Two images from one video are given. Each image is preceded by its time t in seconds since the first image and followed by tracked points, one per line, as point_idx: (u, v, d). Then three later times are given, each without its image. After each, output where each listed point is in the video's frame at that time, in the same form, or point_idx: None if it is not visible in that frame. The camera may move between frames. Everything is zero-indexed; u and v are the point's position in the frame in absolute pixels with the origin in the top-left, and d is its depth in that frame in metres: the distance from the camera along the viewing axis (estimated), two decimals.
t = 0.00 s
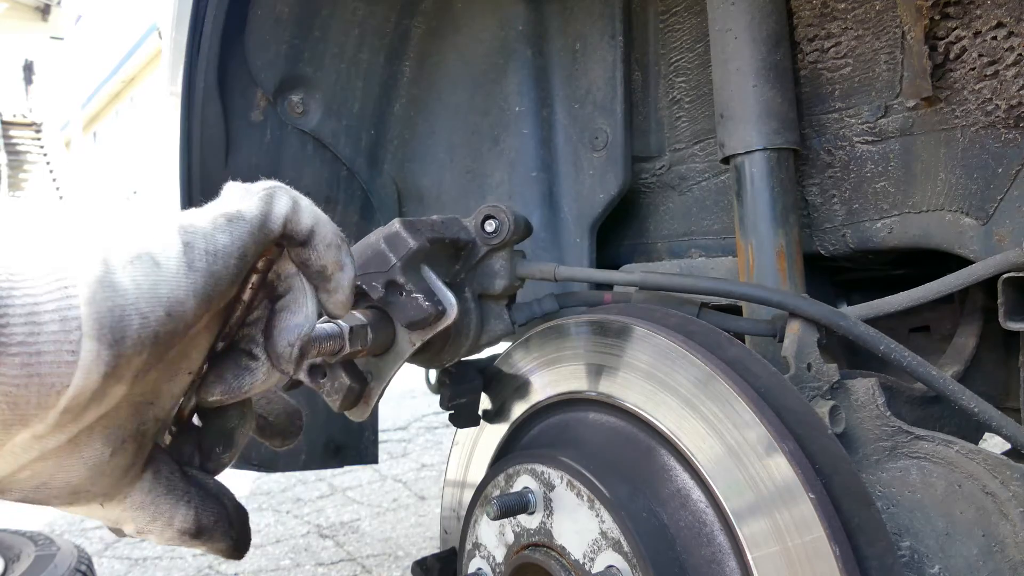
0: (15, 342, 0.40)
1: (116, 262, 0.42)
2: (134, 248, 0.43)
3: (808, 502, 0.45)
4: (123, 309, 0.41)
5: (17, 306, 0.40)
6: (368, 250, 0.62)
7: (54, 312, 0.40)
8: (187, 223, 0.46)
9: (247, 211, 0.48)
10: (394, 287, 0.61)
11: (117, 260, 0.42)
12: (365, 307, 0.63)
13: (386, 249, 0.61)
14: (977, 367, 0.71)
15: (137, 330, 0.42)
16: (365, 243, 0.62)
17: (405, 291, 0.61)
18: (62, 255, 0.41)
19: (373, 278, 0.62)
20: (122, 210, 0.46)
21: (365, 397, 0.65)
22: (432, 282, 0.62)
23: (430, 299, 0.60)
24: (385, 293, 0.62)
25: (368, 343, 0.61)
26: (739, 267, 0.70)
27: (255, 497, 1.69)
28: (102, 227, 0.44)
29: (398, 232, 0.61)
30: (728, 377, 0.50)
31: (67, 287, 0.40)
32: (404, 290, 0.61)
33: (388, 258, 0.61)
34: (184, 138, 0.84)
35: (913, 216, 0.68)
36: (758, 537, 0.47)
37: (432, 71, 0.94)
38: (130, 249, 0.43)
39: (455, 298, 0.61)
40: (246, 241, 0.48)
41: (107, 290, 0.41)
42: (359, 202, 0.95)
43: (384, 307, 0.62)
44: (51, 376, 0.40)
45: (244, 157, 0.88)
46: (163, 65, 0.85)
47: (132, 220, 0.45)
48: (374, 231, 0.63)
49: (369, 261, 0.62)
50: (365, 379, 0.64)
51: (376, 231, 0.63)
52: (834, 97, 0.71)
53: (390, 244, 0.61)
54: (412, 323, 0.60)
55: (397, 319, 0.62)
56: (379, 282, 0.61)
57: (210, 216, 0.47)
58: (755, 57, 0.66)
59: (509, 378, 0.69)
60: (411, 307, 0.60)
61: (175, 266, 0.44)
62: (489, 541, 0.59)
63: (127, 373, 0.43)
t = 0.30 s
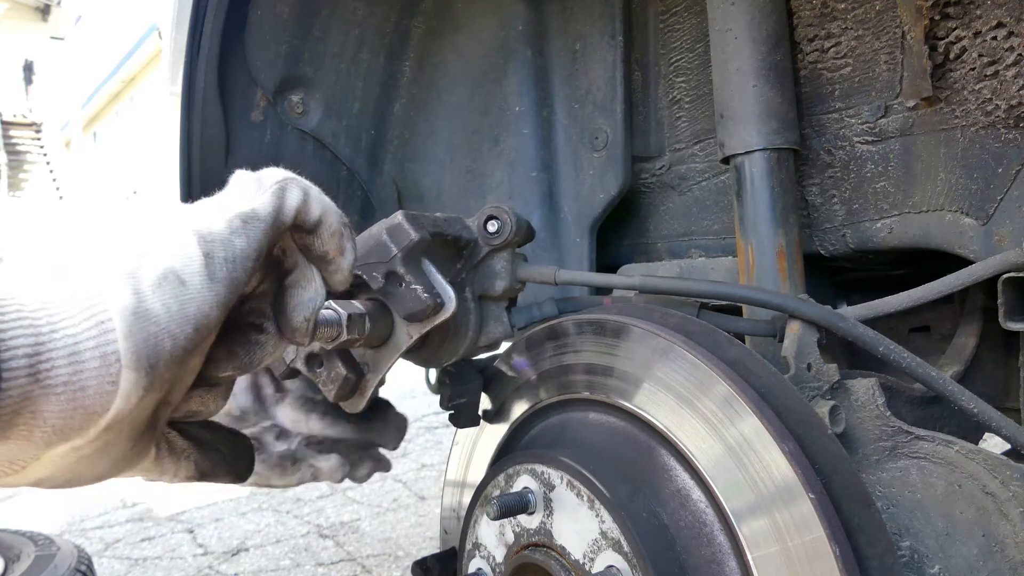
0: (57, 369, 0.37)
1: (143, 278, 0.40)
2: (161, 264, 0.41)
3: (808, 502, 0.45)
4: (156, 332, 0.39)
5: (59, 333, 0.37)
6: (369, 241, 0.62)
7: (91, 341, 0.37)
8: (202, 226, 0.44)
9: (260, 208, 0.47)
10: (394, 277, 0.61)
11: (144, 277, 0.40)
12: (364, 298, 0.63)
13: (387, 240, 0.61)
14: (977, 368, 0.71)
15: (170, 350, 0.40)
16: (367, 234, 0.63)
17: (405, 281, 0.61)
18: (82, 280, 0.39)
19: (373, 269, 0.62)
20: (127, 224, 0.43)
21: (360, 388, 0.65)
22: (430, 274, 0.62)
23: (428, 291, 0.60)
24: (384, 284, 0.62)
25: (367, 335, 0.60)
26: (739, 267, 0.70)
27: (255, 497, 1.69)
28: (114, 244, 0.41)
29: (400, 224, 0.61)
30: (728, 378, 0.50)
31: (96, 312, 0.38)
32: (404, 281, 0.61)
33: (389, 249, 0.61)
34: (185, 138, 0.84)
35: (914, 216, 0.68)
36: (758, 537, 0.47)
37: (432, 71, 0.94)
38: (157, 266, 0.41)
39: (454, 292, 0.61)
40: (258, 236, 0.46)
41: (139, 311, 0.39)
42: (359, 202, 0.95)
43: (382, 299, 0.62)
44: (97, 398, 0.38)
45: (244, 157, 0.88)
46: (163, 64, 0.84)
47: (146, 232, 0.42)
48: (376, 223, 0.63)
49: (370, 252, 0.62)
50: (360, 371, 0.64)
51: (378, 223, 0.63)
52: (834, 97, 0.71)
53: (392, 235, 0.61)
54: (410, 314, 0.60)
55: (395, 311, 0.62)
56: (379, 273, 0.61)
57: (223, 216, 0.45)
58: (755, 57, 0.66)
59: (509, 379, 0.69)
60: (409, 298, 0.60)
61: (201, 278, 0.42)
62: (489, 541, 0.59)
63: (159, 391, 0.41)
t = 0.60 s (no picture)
0: (91, 417, 0.39)
1: (173, 330, 0.42)
2: (190, 312, 0.43)
3: (808, 502, 0.45)
4: (182, 383, 0.42)
5: (95, 381, 0.39)
6: (369, 244, 0.62)
7: (124, 392, 0.40)
8: (227, 269, 0.46)
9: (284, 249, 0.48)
10: (394, 280, 0.61)
11: (174, 329, 0.42)
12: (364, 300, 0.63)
13: (388, 243, 0.61)
14: (977, 368, 0.71)
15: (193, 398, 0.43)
16: (367, 237, 0.62)
17: (404, 285, 0.61)
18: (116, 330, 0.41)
19: (373, 272, 0.61)
20: (151, 262, 0.44)
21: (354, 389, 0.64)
22: (431, 278, 0.62)
23: (428, 294, 0.60)
24: (385, 286, 0.61)
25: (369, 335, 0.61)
26: (739, 267, 0.70)
27: (255, 497, 1.69)
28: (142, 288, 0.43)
29: (400, 227, 0.60)
30: (728, 378, 0.50)
31: (130, 365, 0.40)
32: (404, 285, 0.61)
33: (390, 252, 0.61)
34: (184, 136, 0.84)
35: (914, 216, 0.68)
36: (758, 537, 0.47)
37: (432, 71, 0.94)
38: (187, 315, 0.43)
39: (454, 296, 0.61)
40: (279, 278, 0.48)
41: (169, 365, 0.41)
42: (359, 202, 0.95)
43: (382, 301, 0.62)
44: (122, 443, 0.41)
45: (244, 158, 0.89)
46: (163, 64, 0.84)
47: (172, 275, 0.44)
48: (376, 226, 0.63)
49: (370, 255, 0.62)
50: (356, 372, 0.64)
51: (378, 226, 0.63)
52: (834, 97, 0.71)
53: (393, 238, 0.61)
54: (411, 317, 0.60)
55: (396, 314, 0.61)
56: (379, 276, 0.61)
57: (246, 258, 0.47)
58: (755, 57, 0.66)
59: (509, 379, 0.69)
60: (409, 301, 0.60)
61: (225, 327, 0.44)
62: (489, 541, 0.59)
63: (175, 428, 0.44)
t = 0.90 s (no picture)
0: (104, 475, 0.42)
1: (196, 399, 0.44)
2: (215, 383, 0.45)
3: (808, 502, 0.45)
4: (191, 451, 0.44)
5: (113, 444, 0.42)
6: (366, 248, 0.61)
7: (135, 457, 0.42)
8: (258, 336, 0.47)
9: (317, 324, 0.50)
10: (393, 284, 0.60)
11: (197, 398, 0.44)
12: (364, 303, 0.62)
13: (386, 247, 0.60)
14: (977, 368, 0.71)
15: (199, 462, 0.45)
16: (365, 241, 0.61)
17: (403, 289, 0.60)
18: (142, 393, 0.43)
19: (371, 276, 0.61)
20: (183, 314, 0.46)
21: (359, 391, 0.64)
22: (429, 281, 0.61)
23: (427, 298, 0.59)
24: (383, 290, 0.61)
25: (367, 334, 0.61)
26: (739, 267, 0.70)
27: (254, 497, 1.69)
28: (174, 343, 0.45)
29: (399, 230, 0.60)
30: (728, 377, 0.50)
31: (148, 433, 0.42)
32: (402, 289, 0.60)
33: (388, 256, 0.60)
34: (184, 136, 0.84)
35: (913, 216, 0.68)
36: (758, 537, 0.47)
37: (432, 71, 0.94)
38: (211, 386, 0.44)
39: (452, 298, 0.61)
40: (300, 352, 0.50)
41: (183, 434, 0.43)
42: (359, 202, 0.95)
43: (382, 305, 0.61)
44: (128, 496, 0.43)
45: (245, 158, 0.89)
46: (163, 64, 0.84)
47: (202, 335, 0.45)
48: (374, 229, 0.62)
49: (367, 258, 0.61)
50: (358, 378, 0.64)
51: (375, 230, 0.62)
52: (834, 97, 0.71)
53: (391, 242, 0.60)
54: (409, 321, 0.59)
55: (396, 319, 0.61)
56: (377, 280, 0.61)
57: (278, 327, 0.49)
58: (755, 57, 0.66)
59: (508, 380, 0.69)
60: (407, 306, 0.59)
61: (243, 399, 0.46)
62: (489, 541, 0.59)
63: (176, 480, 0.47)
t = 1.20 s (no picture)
0: (202, 501, 0.38)
1: (281, 390, 0.40)
2: (293, 363, 0.41)
3: (808, 502, 0.45)
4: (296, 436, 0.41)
5: (220, 464, 0.38)
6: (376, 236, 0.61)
7: (250, 469, 0.39)
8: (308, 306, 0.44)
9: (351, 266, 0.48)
10: (399, 273, 0.60)
11: (282, 386, 0.40)
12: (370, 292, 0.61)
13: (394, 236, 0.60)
14: (977, 368, 0.71)
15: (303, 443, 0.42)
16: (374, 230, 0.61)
17: (410, 278, 0.59)
18: (231, 401, 0.39)
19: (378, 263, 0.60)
20: (217, 309, 0.42)
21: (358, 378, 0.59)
22: (436, 272, 0.61)
23: (433, 288, 0.59)
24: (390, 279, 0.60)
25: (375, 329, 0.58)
26: (739, 268, 0.70)
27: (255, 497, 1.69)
28: (226, 344, 0.41)
29: (409, 220, 0.60)
30: (728, 378, 0.49)
31: (248, 438, 0.39)
32: (408, 277, 0.59)
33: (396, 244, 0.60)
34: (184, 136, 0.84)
35: (913, 216, 0.68)
36: (758, 537, 0.47)
37: (432, 71, 0.94)
38: (291, 367, 0.41)
39: (457, 290, 0.61)
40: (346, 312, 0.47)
41: (284, 427, 0.40)
42: (359, 202, 0.95)
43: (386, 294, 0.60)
44: (236, 508, 0.39)
45: (245, 158, 0.89)
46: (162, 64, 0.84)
47: (262, 314, 0.42)
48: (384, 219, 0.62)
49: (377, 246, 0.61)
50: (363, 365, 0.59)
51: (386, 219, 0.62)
52: (834, 97, 0.71)
53: (400, 231, 0.60)
54: (416, 311, 0.59)
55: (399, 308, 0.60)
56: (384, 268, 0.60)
57: (323, 283, 0.46)
58: (755, 57, 0.66)
59: (508, 380, 0.69)
60: (413, 295, 0.59)
61: (321, 368, 0.43)
62: (489, 541, 0.59)
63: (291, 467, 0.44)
